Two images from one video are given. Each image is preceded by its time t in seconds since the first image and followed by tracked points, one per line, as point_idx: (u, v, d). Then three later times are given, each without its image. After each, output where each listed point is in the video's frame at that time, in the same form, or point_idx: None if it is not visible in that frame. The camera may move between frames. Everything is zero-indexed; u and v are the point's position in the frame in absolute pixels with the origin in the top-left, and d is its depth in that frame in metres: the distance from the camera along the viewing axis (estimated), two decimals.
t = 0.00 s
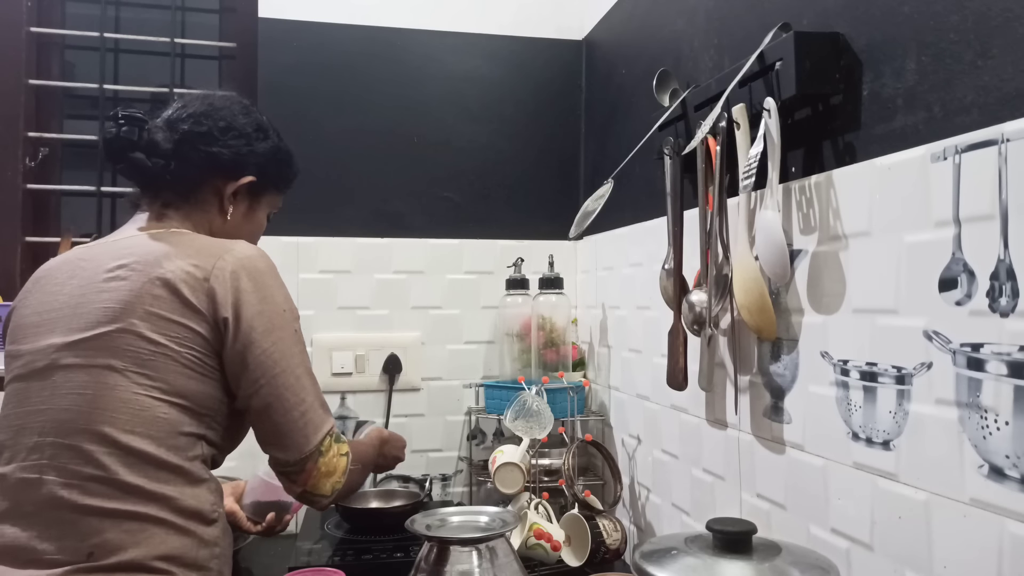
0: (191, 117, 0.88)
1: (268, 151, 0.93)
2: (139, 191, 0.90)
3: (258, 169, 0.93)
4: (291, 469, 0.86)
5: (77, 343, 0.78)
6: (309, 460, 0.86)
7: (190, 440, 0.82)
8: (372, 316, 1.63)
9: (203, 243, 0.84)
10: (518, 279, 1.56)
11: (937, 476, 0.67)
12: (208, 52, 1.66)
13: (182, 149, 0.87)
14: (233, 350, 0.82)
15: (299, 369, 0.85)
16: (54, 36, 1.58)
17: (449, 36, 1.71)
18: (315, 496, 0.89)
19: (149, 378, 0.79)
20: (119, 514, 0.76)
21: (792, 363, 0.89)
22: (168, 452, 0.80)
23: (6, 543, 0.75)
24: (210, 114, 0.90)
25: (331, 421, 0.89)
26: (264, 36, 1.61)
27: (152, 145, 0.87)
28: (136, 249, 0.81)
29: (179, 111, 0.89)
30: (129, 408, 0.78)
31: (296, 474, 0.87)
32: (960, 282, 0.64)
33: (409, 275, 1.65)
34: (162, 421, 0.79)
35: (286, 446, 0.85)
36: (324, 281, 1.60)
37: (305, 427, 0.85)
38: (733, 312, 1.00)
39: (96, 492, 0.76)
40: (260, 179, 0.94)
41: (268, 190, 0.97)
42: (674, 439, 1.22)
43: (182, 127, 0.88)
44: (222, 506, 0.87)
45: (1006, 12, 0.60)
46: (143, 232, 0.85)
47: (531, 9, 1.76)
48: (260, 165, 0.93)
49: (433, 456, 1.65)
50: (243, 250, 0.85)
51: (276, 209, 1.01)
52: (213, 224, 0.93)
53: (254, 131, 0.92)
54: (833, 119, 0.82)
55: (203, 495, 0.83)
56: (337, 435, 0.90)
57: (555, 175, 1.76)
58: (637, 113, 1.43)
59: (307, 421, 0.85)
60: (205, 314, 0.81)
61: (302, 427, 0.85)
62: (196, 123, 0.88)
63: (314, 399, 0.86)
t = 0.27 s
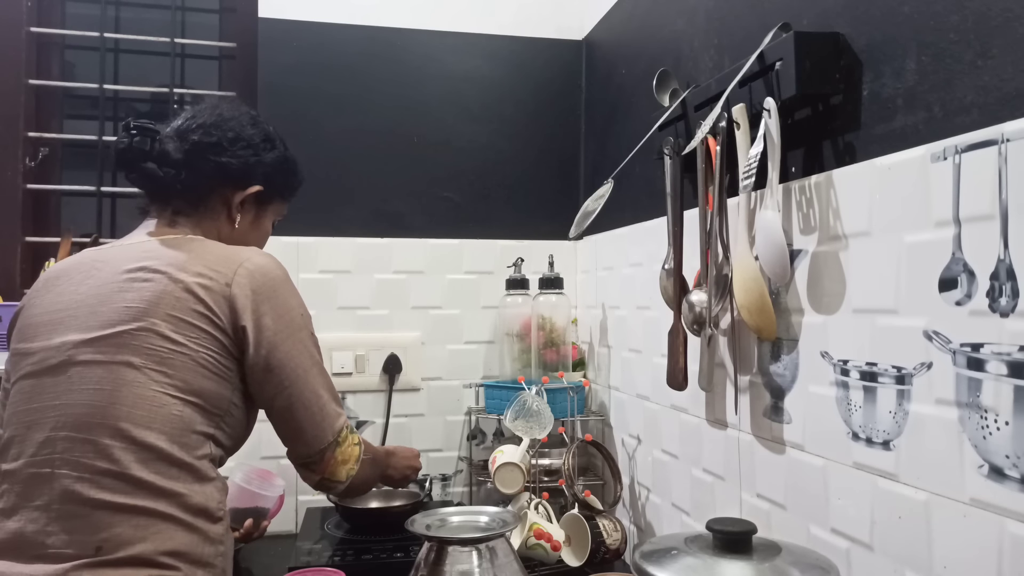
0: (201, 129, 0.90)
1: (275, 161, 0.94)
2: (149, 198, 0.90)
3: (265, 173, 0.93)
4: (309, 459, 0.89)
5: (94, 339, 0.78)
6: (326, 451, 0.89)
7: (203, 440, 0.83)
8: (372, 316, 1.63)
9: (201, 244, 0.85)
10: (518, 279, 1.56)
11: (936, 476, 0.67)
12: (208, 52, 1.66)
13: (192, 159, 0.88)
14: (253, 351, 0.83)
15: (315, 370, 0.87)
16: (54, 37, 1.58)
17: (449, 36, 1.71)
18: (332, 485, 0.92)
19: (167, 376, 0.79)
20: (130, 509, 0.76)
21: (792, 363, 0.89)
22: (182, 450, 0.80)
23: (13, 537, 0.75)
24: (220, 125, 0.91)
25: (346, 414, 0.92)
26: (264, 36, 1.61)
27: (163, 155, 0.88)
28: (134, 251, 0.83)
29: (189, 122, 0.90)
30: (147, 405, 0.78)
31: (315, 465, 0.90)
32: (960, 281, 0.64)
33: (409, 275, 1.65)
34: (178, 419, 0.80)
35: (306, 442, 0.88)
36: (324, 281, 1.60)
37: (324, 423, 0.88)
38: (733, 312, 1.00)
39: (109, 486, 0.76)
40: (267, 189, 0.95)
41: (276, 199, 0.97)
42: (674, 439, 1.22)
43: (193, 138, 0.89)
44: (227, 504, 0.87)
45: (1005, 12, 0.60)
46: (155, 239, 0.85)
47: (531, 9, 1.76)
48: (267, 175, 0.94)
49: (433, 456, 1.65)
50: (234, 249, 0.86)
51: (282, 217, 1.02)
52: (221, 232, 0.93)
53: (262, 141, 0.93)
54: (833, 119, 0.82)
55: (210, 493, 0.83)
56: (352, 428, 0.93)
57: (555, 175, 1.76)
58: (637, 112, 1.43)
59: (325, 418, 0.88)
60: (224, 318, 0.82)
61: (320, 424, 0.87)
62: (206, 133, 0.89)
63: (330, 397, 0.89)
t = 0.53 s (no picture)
0: (201, 134, 0.90)
1: (275, 166, 0.95)
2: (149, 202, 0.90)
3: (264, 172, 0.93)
4: (310, 456, 0.90)
5: (97, 337, 0.78)
6: (327, 447, 0.90)
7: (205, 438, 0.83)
8: (372, 316, 1.63)
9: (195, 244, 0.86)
10: (518, 279, 1.56)
11: (937, 476, 0.67)
12: (208, 52, 1.66)
13: (194, 164, 0.88)
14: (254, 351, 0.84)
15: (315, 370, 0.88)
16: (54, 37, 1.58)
17: (449, 36, 1.71)
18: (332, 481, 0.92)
19: (171, 375, 0.79)
20: (133, 506, 0.76)
21: (792, 363, 0.89)
22: (183, 447, 0.80)
23: (15, 534, 0.75)
24: (219, 130, 0.91)
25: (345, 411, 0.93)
26: (264, 36, 1.61)
27: (164, 159, 0.87)
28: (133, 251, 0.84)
29: (188, 127, 0.90)
30: (150, 402, 0.78)
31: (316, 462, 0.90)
32: (960, 282, 0.64)
33: (409, 275, 1.65)
34: (181, 417, 0.80)
35: (306, 439, 0.88)
36: (324, 281, 1.60)
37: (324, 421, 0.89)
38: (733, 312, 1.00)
39: (112, 484, 0.75)
40: (265, 194, 0.96)
41: (273, 204, 0.98)
42: (674, 439, 1.22)
43: (193, 143, 0.89)
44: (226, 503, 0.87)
45: (1005, 12, 0.60)
46: (157, 241, 0.86)
47: (531, 9, 1.76)
48: (267, 180, 0.94)
49: (433, 456, 1.65)
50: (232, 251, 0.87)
51: (279, 221, 1.03)
52: (221, 236, 0.94)
53: (261, 146, 0.94)
54: (833, 119, 0.82)
55: (212, 492, 0.83)
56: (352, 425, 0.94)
57: (555, 175, 1.76)
58: (637, 113, 1.43)
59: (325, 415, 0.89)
60: (227, 319, 0.83)
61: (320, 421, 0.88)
62: (206, 138, 0.90)
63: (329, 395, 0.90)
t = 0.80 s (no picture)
0: (196, 133, 0.90)
1: (271, 166, 0.95)
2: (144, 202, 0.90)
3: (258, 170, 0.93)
4: (309, 454, 0.90)
5: (95, 337, 0.78)
6: (326, 444, 0.90)
7: (203, 437, 0.83)
8: (372, 316, 1.63)
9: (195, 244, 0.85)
10: (518, 279, 1.56)
11: (937, 476, 0.67)
12: (208, 52, 1.66)
13: (189, 163, 0.88)
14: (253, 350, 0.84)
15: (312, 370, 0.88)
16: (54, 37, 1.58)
17: (449, 36, 1.71)
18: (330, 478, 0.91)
19: (169, 374, 0.79)
20: (132, 506, 0.76)
21: (792, 363, 0.89)
22: (182, 447, 0.80)
23: (14, 534, 0.75)
24: (214, 130, 0.91)
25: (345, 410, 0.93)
26: (264, 36, 1.61)
27: (159, 158, 0.87)
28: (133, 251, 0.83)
29: (183, 127, 0.91)
30: (149, 401, 0.78)
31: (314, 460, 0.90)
32: (960, 281, 0.64)
33: (409, 275, 1.65)
34: (179, 416, 0.80)
35: (306, 437, 0.88)
36: (324, 281, 1.60)
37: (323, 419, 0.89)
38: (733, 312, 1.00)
39: (111, 483, 0.75)
40: (262, 193, 0.96)
41: (269, 204, 0.98)
42: (674, 439, 1.22)
43: (188, 142, 0.89)
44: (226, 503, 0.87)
45: (1005, 12, 0.60)
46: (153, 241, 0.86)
47: (530, 9, 1.76)
48: (262, 180, 0.94)
49: (433, 456, 1.65)
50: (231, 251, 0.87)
51: (275, 221, 1.03)
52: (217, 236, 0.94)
53: (256, 146, 0.94)
54: (833, 119, 0.82)
55: (211, 492, 0.83)
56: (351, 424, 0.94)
57: (555, 175, 1.76)
58: (637, 113, 1.43)
59: (324, 414, 0.89)
60: (225, 318, 0.83)
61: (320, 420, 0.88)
62: (201, 138, 0.90)
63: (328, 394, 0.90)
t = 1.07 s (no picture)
0: (190, 127, 0.90)
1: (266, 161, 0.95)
2: (138, 196, 0.90)
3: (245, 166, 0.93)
4: (293, 461, 0.89)
5: (87, 339, 0.78)
6: (311, 452, 0.89)
7: (197, 438, 0.83)
8: (372, 316, 1.63)
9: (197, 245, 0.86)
10: (518, 279, 1.56)
11: (937, 476, 0.67)
12: (208, 52, 1.66)
13: (183, 157, 0.88)
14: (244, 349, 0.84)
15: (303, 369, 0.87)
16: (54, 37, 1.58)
17: (448, 36, 1.71)
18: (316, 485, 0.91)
19: (161, 374, 0.79)
20: (128, 508, 0.76)
21: (792, 363, 0.89)
22: (176, 448, 0.80)
23: (11, 538, 0.75)
24: (209, 124, 0.91)
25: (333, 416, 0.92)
26: (264, 36, 1.61)
27: (153, 152, 0.88)
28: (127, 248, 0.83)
29: (177, 121, 0.91)
30: (141, 403, 0.78)
31: (300, 466, 0.90)
32: (960, 281, 0.64)
33: (409, 275, 1.65)
34: (172, 417, 0.80)
35: (294, 440, 0.87)
36: (324, 281, 1.60)
37: (312, 422, 0.88)
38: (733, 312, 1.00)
39: (106, 486, 0.76)
40: (256, 189, 0.96)
41: (264, 200, 0.98)
42: (674, 439, 1.22)
43: (182, 136, 0.89)
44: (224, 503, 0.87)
45: (1005, 12, 0.60)
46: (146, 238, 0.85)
47: (530, 9, 1.76)
48: (257, 176, 0.94)
49: (433, 456, 1.65)
50: (232, 248, 0.87)
51: (269, 219, 1.03)
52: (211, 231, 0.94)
53: (251, 141, 0.94)
54: (833, 119, 0.82)
55: (207, 493, 0.83)
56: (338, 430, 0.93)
57: (555, 175, 1.76)
58: (637, 112, 1.43)
59: (313, 416, 0.88)
60: (216, 317, 0.83)
61: (308, 422, 0.88)
62: (195, 132, 0.90)
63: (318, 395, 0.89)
